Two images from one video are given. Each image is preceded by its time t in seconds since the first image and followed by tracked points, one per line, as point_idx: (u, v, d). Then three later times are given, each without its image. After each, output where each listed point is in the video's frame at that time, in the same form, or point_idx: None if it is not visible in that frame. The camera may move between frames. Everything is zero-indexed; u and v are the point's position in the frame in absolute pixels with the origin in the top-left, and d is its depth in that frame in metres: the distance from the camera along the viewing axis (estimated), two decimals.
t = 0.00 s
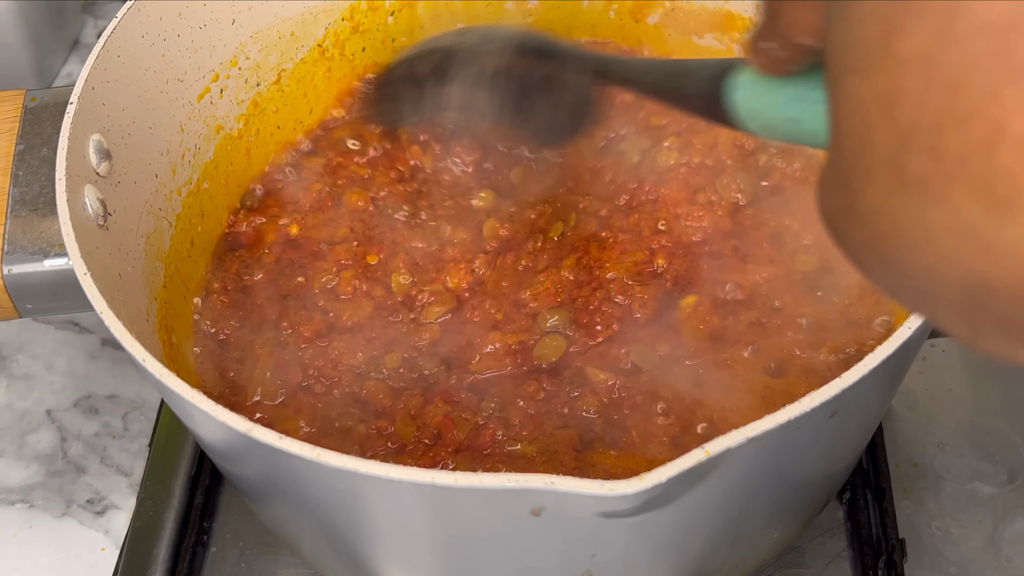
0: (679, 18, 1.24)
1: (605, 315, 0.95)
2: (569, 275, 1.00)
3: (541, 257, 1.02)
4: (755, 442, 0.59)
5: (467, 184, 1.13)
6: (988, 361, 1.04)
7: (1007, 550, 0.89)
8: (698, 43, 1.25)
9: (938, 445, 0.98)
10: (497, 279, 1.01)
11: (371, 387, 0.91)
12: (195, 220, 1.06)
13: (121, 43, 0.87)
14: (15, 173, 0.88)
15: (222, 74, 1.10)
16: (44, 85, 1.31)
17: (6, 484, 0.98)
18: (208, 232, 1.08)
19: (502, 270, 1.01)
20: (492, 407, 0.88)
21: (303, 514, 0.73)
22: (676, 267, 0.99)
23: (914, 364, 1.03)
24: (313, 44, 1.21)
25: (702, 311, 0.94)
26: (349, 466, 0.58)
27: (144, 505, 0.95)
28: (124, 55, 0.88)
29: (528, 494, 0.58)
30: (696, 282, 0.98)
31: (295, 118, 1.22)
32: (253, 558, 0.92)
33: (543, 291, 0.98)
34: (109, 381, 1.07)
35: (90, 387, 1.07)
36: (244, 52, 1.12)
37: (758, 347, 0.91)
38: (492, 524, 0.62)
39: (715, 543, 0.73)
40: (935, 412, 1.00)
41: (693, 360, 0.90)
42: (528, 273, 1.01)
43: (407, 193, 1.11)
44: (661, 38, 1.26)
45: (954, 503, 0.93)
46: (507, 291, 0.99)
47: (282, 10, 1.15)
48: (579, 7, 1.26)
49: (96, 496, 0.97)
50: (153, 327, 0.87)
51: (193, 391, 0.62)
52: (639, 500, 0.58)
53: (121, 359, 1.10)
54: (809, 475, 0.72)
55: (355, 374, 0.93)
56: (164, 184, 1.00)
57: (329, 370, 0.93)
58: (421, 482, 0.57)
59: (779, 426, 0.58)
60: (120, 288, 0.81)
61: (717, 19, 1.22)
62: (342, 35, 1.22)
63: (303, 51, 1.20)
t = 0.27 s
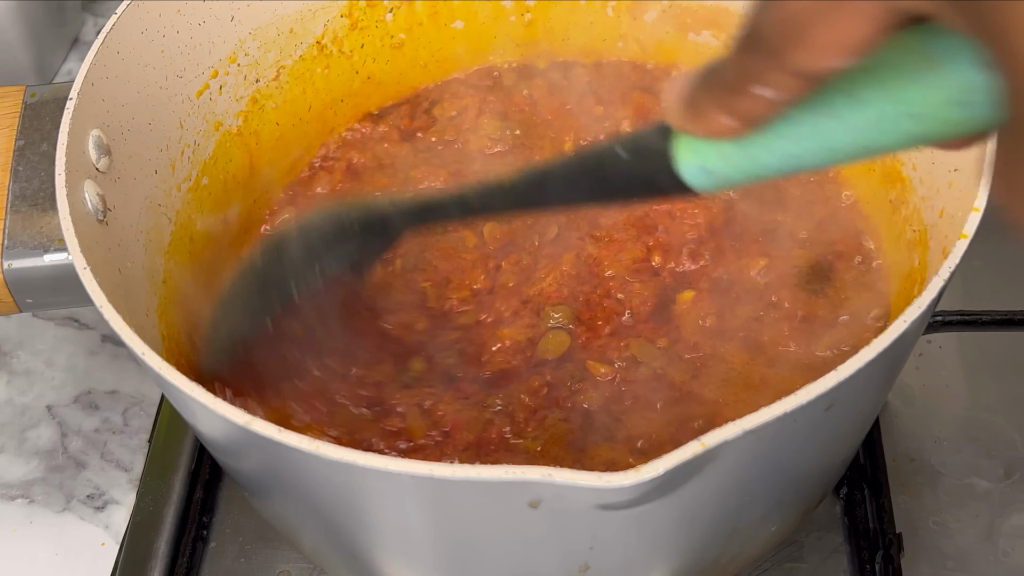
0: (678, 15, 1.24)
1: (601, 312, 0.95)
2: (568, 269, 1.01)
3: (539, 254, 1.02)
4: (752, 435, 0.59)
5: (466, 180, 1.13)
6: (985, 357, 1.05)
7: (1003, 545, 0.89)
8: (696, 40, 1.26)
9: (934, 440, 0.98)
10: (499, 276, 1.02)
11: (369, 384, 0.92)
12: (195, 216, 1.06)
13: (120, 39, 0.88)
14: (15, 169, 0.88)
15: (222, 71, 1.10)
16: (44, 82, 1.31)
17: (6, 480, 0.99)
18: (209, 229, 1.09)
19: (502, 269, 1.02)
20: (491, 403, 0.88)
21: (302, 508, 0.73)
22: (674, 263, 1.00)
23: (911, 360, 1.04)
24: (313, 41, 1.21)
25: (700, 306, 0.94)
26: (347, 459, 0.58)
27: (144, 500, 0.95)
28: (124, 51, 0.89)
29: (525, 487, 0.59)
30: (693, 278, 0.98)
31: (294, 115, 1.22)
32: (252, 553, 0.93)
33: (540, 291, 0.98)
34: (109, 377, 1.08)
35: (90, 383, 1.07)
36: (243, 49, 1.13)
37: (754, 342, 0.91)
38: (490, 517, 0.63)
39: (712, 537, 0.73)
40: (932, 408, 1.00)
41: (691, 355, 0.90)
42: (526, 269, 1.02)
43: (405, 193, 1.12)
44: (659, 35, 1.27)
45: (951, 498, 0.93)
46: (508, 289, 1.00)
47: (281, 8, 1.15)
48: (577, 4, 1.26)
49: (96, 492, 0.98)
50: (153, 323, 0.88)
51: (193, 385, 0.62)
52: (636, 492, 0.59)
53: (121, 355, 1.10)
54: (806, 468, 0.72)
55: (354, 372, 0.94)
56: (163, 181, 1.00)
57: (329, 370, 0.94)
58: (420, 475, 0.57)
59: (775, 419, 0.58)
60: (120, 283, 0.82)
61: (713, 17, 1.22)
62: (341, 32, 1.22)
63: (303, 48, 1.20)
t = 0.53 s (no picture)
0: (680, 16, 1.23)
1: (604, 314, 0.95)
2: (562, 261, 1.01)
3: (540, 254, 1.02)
4: (754, 437, 0.59)
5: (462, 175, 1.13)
6: (987, 358, 1.04)
7: (1005, 546, 0.89)
8: (698, 41, 1.25)
9: (936, 441, 0.98)
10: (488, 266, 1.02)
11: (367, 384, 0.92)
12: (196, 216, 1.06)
13: (121, 40, 0.87)
14: (15, 170, 0.88)
15: (222, 72, 1.10)
16: (44, 82, 1.31)
17: (7, 481, 0.98)
18: (211, 231, 1.08)
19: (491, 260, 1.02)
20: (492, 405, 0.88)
21: (303, 510, 0.73)
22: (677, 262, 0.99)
23: (912, 361, 1.04)
24: (313, 41, 1.21)
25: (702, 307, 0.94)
26: (348, 460, 0.58)
27: (144, 501, 0.95)
28: (124, 52, 0.89)
29: (526, 488, 0.58)
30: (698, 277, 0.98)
31: (295, 116, 1.22)
32: (253, 555, 0.92)
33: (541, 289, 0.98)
34: (109, 378, 1.08)
35: (90, 384, 1.07)
36: (243, 50, 1.12)
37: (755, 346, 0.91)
38: (491, 519, 0.63)
39: (714, 538, 0.73)
40: (934, 409, 1.00)
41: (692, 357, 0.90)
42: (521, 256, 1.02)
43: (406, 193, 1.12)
44: (660, 36, 1.26)
45: (953, 499, 0.93)
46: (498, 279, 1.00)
47: (281, 8, 1.15)
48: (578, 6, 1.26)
49: (96, 493, 0.98)
50: (153, 323, 0.88)
51: (193, 387, 0.62)
52: (637, 494, 0.59)
53: (121, 357, 1.10)
54: (808, 470, 0.72)
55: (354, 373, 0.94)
56: (163, 181, 1.00)
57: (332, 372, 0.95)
58: (421, 477, 0.57)
59: (777, 421, 0.58)
60: (120, 284, 0.82)
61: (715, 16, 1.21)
62: (342, 33, 1.22)
63: (303, 49, 1.20)
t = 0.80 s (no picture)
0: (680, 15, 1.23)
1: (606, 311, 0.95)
2: (541, 264, 1.00)
3: (541, 252, 1.01)
4: (753, 436, 0.59)
5: (450, 175, 1.13)
6: (986, 358, 1.04)
7: (1004, 546, 0.89)
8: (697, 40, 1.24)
9: (935, 441, 0.98)
10: (438, 273, 1.00)
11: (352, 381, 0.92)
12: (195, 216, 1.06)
13: (119, 40, 0.87)
14: (14, 169, 0.88)
15: (221, 72, 1.10)
16: (43, 82, 1.31)
17: (6, 481, 0.98)
18: (209, 231, 1.08)
19: (437, 268, 1.01)
20: (491, 404, 0.88)
21: (302, 510, 0.73)
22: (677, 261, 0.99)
23: (912, 361, 1.04)
24: (311, 41, 1.21)
25: (701, 307, 0.94)
26: (346, 460, 0.58)
27: (143, 501, 0.95)
28: (122, 52, 0.89)
29: (525, 488, 0.58)
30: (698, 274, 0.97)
31: (294, 116, 1.22)
32: (252, 555, 0.92)
33: (541, 286, 0.98)
34: (108, 378, 1.08)
35: (90, 384, 1.07)
36: (242, 50, 1.13)
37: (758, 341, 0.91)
38: (490, 519, 0.63)
39: (712, 538, 0.73)
40: (933, 409, 1.00)
41: (692, 356, 0.90)
42: (470, 267, 1.00)
43: (407, 190, 1.11)
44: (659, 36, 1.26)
45: (952, 499, 0.93)
46: (448, 286, 0.99)
47: (280, 8, 1.15)
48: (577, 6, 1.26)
49: (95, 493, 0.98)
50: (152, 323, 0.88)
51: (192, 386, 0.62)
52: (635, 493, 0.58)
53: (120, 356, 1.10)
54: (806, 470, 0.72)
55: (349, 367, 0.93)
56: (162, 181, 1.00)
57: (322, 369, 0.93)
58: (419, 476, 0.57)
59: (775, 421, 0.58)
60: (119, 284, 0.82)
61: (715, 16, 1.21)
62: (341, 32, 1.22)
63: (302, 48, 1.20)
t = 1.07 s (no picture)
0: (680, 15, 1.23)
1: (604, 311, 0.94)
2: (537, 263, 1.00)
3: (537, 250, 1.01)
4: (754, 434, 0.59)
5: (446, 175, 1.12)
6: (986, 357, 1.05)
7: (1005, 545, 0.90)
8: (697, 40, 1.24)
9: (936, 440, 0.98)
10: (434, 273, 1.01)
11: (344, 377, 0.91)
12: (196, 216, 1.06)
13: (122, 40, 0.88)
14: (17, 169, 0.89)
15: (223, 72, 1.10)
16: (46, 82, 1.32)
17: (8, 480, 0.99)
18: (211, 230, 1.09)
19: (432, 267, 1.01)
20: (481, 403, 0.88)
21: (304, 508, 0.73)
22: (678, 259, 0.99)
23: (912, 360, 1.04)
24: (313, 41, 1.21)
25: (701, 306, 0.94)
26: (350, 458, 0.58)
27: (146, 499, 0.95)
28: (125, 52, 0.89)
29: (527, 486, 0.59)
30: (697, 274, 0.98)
31: (296, 116, 1.22)
32: (254, 553, 0.92)
33: (539, 286, 0.98)
34: (110, 377, 1.08)
35: (92, 384, 1.07)
36: (244, 49, 1.13)
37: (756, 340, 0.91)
38: (492, 517, 0.63)
39: (713, 536, 0.73)
40: (933, 408, 1.00)
41: (693, 354, 0.90)
42: (464, 267, 1.01)
43: (404, 190, 1.11)
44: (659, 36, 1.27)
45: (952, 498, 0.93)
46: (444, 285, 0.99)
47: (282, 8, 1.15)
48: (579, 5, 1.27)
49: (98, 492, 0.98)
50: (154, 322, 0.88)
51: (195, 385, 0.62)
52: (637, 491, 0.59)
53: (123, 356, 1.10)
54: (807, 468, 0.72)
55: (341, 364, 0.92)
56: (165, 181, 1.00)
57: (316, 367, 0.93)
58: (422, 474, 0.57)
59: (776, 419, 0.58)
60: (122, 283, 0.82)
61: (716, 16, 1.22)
62: (343, 32, 1.23)
63: (304, 49, 1.20)
